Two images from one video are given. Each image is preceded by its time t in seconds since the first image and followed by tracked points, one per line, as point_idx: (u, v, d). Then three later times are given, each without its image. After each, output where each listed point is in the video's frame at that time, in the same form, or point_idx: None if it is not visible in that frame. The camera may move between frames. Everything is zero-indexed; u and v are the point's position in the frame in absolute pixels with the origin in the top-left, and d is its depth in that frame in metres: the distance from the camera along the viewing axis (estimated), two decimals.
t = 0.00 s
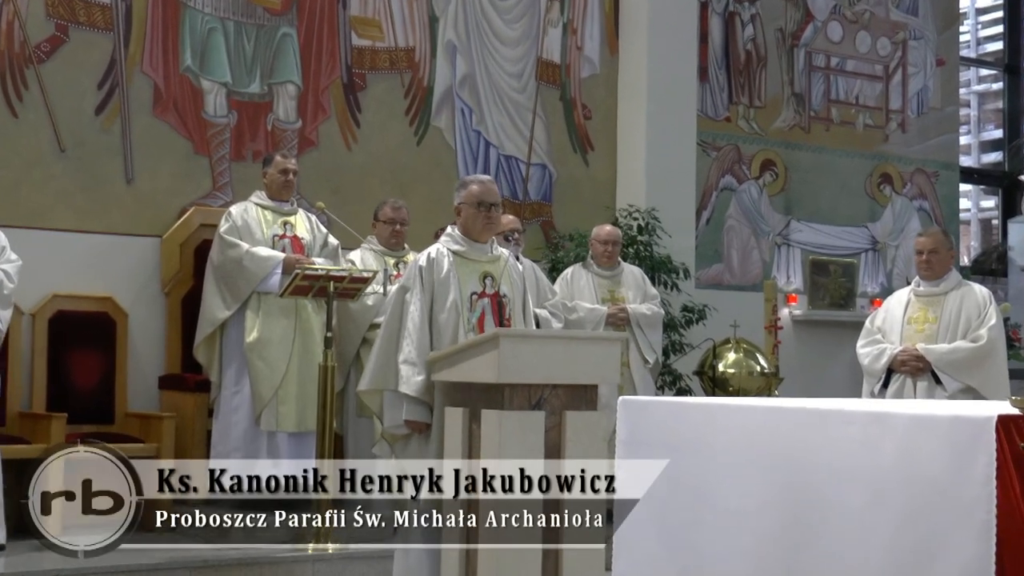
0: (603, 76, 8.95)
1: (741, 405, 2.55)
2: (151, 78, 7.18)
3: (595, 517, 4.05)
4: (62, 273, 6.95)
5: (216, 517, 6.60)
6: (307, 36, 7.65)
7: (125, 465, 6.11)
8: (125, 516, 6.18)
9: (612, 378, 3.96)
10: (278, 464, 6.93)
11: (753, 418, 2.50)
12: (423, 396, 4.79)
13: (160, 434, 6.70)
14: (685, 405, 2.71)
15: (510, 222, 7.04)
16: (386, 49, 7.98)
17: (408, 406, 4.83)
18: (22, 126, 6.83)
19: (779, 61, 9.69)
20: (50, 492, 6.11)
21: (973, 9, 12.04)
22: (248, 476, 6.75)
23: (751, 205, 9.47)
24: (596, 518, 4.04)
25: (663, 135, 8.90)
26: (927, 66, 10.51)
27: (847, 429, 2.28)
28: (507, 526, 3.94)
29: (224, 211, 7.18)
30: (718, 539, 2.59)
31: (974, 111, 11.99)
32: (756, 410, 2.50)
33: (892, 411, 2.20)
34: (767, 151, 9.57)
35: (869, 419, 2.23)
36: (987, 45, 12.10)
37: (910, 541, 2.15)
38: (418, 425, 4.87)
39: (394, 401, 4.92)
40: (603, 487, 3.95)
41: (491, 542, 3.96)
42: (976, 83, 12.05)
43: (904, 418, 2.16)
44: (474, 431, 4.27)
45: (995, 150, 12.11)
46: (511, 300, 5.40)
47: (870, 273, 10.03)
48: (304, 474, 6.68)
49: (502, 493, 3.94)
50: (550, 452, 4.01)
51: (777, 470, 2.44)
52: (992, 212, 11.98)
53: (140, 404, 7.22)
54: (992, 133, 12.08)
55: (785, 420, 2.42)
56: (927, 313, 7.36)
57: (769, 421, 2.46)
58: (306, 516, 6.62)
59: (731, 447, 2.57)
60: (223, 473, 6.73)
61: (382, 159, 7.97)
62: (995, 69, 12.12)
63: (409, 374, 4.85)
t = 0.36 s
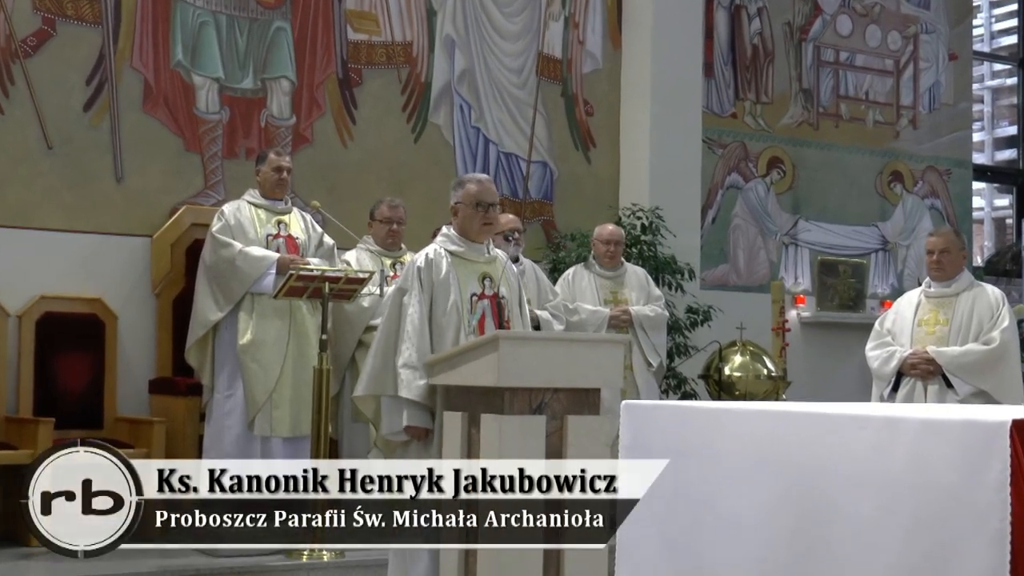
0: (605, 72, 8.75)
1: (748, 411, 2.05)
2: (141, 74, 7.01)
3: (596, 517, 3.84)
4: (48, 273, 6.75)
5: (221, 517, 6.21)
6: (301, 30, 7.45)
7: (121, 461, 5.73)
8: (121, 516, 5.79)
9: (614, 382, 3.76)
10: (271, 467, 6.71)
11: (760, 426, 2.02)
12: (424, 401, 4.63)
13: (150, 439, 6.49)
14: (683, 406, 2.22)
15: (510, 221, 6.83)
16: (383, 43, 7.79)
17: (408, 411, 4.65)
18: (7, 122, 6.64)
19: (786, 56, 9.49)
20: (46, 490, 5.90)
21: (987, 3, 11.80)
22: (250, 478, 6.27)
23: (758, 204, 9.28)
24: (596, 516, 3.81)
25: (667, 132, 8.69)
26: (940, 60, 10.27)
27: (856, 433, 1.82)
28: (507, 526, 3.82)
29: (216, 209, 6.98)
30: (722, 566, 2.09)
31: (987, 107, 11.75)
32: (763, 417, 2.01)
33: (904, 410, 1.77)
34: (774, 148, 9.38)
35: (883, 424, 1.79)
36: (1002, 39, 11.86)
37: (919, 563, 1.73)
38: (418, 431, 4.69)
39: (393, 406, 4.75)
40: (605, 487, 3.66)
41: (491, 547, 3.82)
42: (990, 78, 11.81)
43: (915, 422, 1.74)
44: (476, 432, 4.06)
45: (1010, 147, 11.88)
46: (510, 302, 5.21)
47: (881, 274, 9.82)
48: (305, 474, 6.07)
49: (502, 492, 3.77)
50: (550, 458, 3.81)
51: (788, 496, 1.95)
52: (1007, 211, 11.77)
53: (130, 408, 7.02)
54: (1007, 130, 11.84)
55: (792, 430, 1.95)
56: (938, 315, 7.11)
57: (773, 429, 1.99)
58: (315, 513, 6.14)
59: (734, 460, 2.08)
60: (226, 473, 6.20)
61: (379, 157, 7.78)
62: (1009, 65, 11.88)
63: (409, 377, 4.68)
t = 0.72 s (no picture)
0: (612, 67, 8.55)
1: (744, 416, 1.58)
2: (134, 69, 6.82)
3: (598, 518, 3.12)
4: (39, 274, 6.56)
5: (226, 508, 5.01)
6: (298, 25, 7.27)
7: (112, 454, 4.70)
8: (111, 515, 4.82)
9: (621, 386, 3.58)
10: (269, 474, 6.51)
11: (750, 434, 1.56)
12: (426, 404, 4.44)
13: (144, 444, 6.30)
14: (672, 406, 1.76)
15: (514, 220, 6.63)
16: (383, 38, 7.60)
17: (409, 415, 4.46)
18: None
19: (798, 50, 9.28)
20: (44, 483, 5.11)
21: None
22: (246, 477, 4.54)
23: (769, 202, 9.08)
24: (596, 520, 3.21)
25: (676, 128, 8.49)
26: (956, 55, 10.04)
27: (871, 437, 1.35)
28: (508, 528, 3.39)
29: (212, 208, 6.79)
30: None
31: (1006, 103, 11.53)
32: (759, 423, 1.55)
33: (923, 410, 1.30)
34: (785, 145, 9.18)
35: (898, 426, 1.32)
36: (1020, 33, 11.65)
37: None
38: (421, 435, 4.51)
39: (394, 409, 4.56)
40: (602, 488, 2.87)
41: (492, 557, 3.60)
42: (1008, 74, 11.60)
43: (933, 424, 1.27)
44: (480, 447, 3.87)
45: None
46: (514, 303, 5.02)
47: (895, 275, 9.61)
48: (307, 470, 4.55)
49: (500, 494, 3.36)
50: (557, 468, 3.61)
51: (786, 517, 1.49)
52: None
53: (123, 413, 6.82)
54: None
55: (786, 439, 1.49)
56: (954, 316, 6.79)
57: (767, 437, 1.53)
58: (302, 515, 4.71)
59: (727, 471, 1.62)
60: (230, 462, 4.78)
61: (379, 155, 7.59)
62: None
63: (410, 380, 4.49)
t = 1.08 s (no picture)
0: (621, 63, 8.35)
1: (768, 426, 1.63)
2: (129, 66, 6.64)
3: (596, 518, 2.96)
4: (32, 275, 6.38)
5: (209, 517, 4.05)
6: (298, 21, 7.08)
7: (115, 451, 4.01)
8: (121, 514, 4.15)
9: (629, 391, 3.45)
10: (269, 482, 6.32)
11: (773, 444, 1.62)
12: (426, 410, 4.27)
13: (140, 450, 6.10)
14: (692, 415, 1.82)
15: (520, 220, 6.44)
16: (385, 33, 7.41)
17: (409, 420, 4.31)
18: None
19: (812, 45, 9.08)
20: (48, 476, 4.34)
21: None
22: (243, 476, 3.77)
23: (782, 202, 8.88)
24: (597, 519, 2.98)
25: (686, 126, 8.29)
26: (976, 49, 9.81)
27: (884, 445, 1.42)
28: (508, 528, 3.17)
29: (210, 208, 6.61)
30: None
31: None
32: (781, 433, 1.61)
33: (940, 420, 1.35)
34: (799, 143, 8.97)
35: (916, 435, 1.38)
36: None
37: None
38: (421, 440, 4.35)
39: (395, 413, 4.41)
40: (605, 488, 2.77)
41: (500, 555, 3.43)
42: None
43: (953, 432, 1.32)
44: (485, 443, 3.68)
45: None
46: (522, 306, 4.82)
47: (913, 278, 9.40)
48: (301, 472, 3.66)
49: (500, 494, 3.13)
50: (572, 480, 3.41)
51: (799, 519, 1.57)
52: None
53: (119, 420, 6.63)
54: None
55: (810, 449, 1.55)
56: (973, 319, 6.53)
57: (788, 447, 1.59)
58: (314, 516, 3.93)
59: (746, 478, 1.68)
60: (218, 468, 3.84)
61: (381, 153, 7.40)
62: None
63: (411, 385, 4.32)
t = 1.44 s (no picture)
0: (630, 60, 8.15)
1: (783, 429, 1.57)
2: (125, 63, 6.46)
3: (597, 518, 2.80)
4: (25, 279, 6.20)
5: (210, 519, 3.50)
6: (298, 17, 6.90)
7: (115, 450, 3.48)
8: (122, 515, 3.59)
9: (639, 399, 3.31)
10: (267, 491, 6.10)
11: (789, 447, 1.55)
12: (432, 416, 4.07)
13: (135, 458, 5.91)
14: (694, 418, 1.74)
15: (529, 222, 6.25)
16: (388, 29, 7.22)
17: (414, 427, 4.09)
18: None
19: (828, 42, 8.89)
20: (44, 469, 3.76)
21: None
22: (244, 476, 3.44)
23: (797, 202, 8.69)
24: (598, 519, 2.80)
25: (697, 125, 8.10)
26: (997, 46, 9.57)
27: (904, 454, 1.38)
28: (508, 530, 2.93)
29: (208, 210, 6.41)
30: None
31: None
32: (799, 436, 1.54)
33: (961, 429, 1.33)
34: (814, 143, 8.77)
35: (934, 441, 1.35)
36: None
37: None
38: (426, 448, 4.12)
39: (401, 420, 4.21)
40: (605, 488, 2.66)
41: (505, 557, 3.18)
42: None
43: (972, 440, 1.30)
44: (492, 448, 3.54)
45: None
46: (531, 311, 4.66)
47: (931, 281, 9.19)
48: (302, 471, 3.36)
49: (499, 495, 2.91)
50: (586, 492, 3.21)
51: (818, 522, 1.51)
52: None
53: (115, 429, 6.44)
54: None
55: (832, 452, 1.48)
56: (995, 324, 6.29)
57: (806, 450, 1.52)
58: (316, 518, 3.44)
59: (758, 482, 1.61)
60: (218, 469, 3.44)
61: (384, 153, 7.20)
62: None
63: (415, 391, 4.14)
